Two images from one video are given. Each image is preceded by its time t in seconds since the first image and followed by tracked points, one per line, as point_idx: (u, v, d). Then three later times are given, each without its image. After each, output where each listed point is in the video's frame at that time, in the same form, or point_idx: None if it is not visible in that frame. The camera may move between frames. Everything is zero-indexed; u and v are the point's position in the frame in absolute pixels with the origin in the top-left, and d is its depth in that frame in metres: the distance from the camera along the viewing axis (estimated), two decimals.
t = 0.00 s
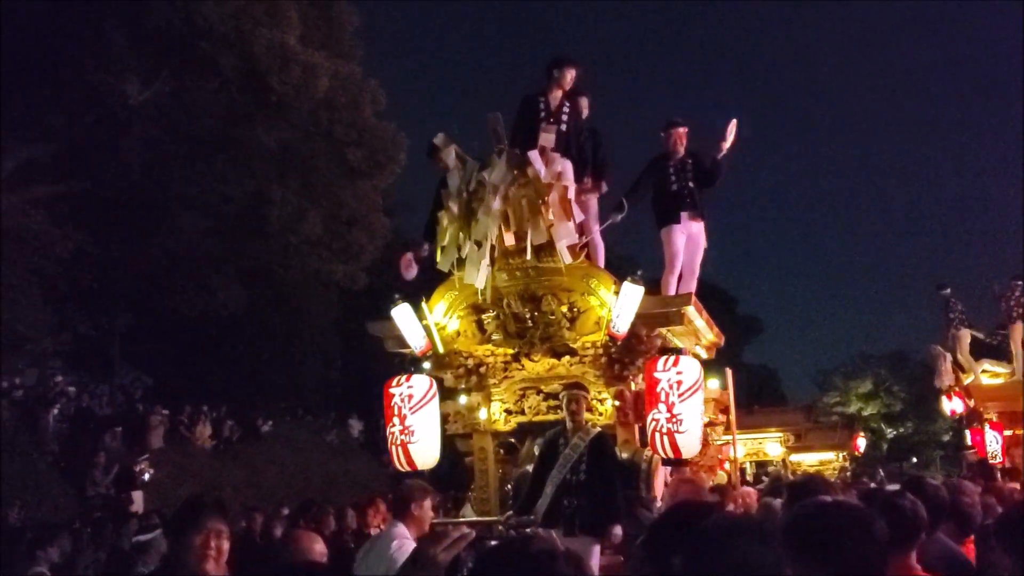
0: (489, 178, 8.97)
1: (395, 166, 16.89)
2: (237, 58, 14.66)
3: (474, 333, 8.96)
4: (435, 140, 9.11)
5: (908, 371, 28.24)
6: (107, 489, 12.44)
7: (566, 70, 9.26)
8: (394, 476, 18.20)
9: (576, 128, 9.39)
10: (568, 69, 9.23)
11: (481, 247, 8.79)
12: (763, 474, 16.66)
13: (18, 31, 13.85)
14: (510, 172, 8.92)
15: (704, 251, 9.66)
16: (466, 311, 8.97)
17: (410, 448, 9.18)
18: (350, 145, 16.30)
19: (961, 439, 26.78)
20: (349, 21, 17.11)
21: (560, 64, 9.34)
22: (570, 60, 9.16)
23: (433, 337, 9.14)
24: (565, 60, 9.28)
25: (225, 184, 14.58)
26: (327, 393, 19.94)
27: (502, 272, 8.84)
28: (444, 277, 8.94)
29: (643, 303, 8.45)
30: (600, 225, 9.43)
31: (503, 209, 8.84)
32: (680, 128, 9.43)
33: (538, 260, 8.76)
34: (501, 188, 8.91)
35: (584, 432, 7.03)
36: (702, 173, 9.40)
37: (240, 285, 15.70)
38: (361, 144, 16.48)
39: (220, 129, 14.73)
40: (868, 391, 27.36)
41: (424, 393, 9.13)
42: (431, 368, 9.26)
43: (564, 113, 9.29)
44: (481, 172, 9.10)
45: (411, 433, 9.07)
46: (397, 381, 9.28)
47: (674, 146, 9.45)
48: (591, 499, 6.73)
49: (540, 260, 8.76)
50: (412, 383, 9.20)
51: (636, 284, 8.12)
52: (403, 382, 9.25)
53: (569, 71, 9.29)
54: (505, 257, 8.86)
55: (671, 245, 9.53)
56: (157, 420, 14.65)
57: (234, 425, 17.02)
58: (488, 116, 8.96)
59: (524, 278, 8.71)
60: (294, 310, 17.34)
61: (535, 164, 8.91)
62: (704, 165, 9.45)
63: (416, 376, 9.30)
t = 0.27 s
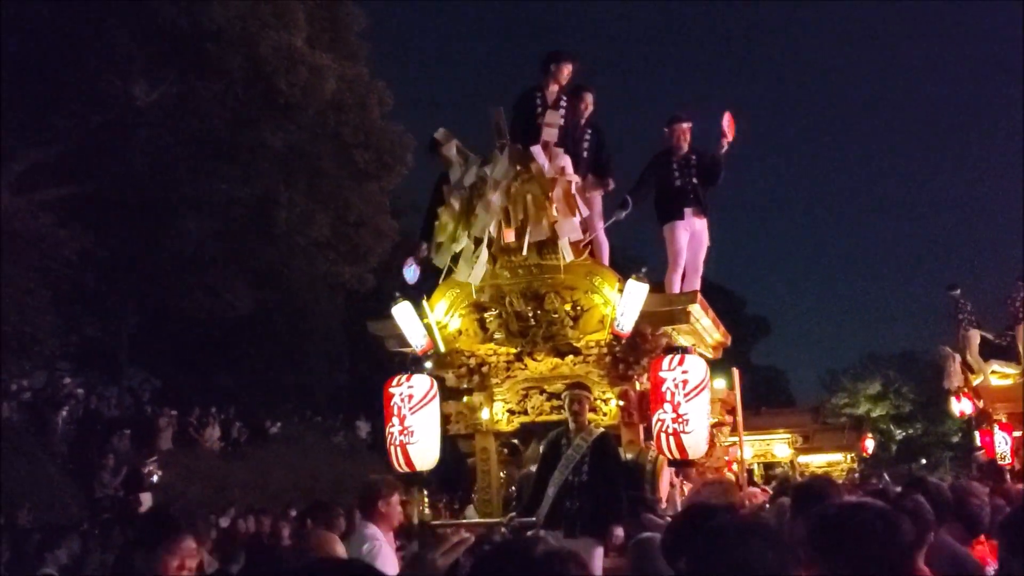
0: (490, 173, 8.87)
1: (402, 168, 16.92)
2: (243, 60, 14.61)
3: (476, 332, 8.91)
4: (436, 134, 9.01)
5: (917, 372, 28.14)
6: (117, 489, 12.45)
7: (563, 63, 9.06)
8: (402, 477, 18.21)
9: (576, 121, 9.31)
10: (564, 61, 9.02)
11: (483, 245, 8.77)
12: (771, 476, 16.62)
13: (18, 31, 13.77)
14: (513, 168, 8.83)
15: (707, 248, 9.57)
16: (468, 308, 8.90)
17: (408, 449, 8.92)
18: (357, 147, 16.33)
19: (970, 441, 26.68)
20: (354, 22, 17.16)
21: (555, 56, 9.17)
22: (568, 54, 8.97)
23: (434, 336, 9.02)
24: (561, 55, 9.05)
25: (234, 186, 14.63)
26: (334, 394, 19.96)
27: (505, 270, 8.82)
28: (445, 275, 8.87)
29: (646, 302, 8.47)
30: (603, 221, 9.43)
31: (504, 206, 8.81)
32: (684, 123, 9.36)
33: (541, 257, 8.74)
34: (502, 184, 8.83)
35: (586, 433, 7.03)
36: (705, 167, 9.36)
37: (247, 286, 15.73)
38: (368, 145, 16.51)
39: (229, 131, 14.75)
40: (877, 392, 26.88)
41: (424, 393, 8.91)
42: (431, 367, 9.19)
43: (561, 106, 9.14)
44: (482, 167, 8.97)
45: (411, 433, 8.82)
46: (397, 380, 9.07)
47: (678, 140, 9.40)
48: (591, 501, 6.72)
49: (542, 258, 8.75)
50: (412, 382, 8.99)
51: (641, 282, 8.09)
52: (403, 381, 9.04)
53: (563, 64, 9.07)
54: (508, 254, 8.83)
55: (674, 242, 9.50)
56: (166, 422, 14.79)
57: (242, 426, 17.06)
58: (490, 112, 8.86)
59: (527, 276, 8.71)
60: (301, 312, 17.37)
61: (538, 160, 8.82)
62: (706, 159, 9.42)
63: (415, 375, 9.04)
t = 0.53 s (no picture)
0: (498, 167, 9.20)
1: (411, 168, 16.97)
2: (252, 62, 14.88)
3: (483, 328, 9.16)
4: (444, 128, 9.34)
5: (928, 372, 28.04)
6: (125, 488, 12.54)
7: (558, 54, 9.43)
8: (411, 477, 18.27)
9: (580, 115, 9.50)
10: (560, 54, 9.37)
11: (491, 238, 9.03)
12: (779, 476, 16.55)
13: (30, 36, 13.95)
14: (520, 163, 9.14)
15: (712, 244, 9.66)
16: (475, 305, 9.14)
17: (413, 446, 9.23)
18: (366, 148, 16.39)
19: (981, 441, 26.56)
20: (363, 23, 17.20)
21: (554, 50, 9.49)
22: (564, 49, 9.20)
23: (439, 333, 9.22)
24: (556, 46, 9.43)
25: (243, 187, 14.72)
26: (344, 394, 20.05)
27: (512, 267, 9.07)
28: (452, 271, 9.12)
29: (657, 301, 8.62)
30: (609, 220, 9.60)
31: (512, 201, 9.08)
32: (690, 116, 9.41)
33: (548, 253, 9.00)
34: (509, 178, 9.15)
35: (591, 434, 7.05)
36: (709, 161, 9.46)
37: (257, 287, 15.82)
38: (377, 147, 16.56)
39: (238, 133, 14.85)
40: (887, 392, 26.84)
41: (429, 390, 9.22)
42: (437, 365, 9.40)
43: (560, 98, 9.40)
44: (489, 163, 9.31)
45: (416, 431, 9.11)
46: (402, 377, 9.34)
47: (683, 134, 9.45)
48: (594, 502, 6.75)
49: (550, 256, 9.00)
50: (418, 380, 9.26)
51: (652, 280, 8.21)
52: (409, 378, 9.29)
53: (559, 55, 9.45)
54: (516, 251, 9.09)
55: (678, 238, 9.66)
56: (176, 422, 14.97)
57: (252, 426, 17.16)
58: (496, 104, 9.10)
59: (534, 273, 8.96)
60: (310, 312, 17.43)
61: (547, 154, 9.05)
62: (710, 154, 9.48)
63: (420, 373, 9.36)
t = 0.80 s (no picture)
0: (500, 161, 8.88)
1: (419, 168, 16.91)
2: (261, 61, 14.77)
3: (481, 326, 8.81)
4: (442, 123, 9.02)
5: (939, 372, 27.91)
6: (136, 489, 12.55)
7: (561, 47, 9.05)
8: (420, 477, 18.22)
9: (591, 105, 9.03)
10: (563, 45, 9.01)
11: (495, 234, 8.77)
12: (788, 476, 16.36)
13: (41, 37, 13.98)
14: (522, 155, 8.77)
15: (719, 241, 9.38)
16: (473, 302, 8.79)
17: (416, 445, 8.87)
18: (374, 148, 16.35)
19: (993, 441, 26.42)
20: (372, 24, 17.21)
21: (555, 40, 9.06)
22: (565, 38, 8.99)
23: (437, 331, 8.89)
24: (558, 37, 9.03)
25: (252, 187, 14.70)
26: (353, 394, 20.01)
27: (511, 262, 8.68)
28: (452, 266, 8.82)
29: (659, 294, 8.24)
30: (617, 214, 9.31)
31: (516, 194, 8.78)
32: (698, 109, 9.16)
33: (548, 248, 8.60)
34: (512, 172, 8.83)
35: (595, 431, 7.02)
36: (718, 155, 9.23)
37: (266, 287, 15.79)
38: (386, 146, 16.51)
39: (247, 133, 14.81)
40: (897, 392, 26.70)
41: (431, 388, 8.86)
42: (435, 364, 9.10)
43: (565, 91, 9.11)
44: (491, 157, 8.99)
45: (419, 430, 8.75)
46: (402, 375, 9.00)
47: (691, 128, 9.23)
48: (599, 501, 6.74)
49: (550, 249, 8.60)
50: (418, 377, 8.92)
51: (652, 274, 7.92)
52: (409, 375, 8.98)
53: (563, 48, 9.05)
54: (516, 245, 8.69)
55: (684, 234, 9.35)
56: (185, 422, 14.88)
57: (262, 427, 17.14)
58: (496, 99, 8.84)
59: (534, 269, 8.56)
60: (319, 312, 17.42)
61: (548, 145, 8.70)
62: (718, 148, 9.29)
63: (421, 370, 8.96)
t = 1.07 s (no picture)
0: (501, 157, 8.77)
1: (427, 169, 16.93)
2: (270, 63, 14.93)
3: (485, 324, 8.77)
4: (442, 118, 8.85)
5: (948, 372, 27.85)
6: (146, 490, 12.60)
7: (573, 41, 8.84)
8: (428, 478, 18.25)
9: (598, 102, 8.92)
10: (575, 41, 8.81)
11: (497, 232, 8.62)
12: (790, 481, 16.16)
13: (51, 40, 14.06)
14: (524, 151, 8.75)
15: (726, 237, 9.34)
16: (477, 300, 8.76)
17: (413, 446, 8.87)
18: (383, 149, 16.37)
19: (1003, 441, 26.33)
20: (380, 26, 17.26)
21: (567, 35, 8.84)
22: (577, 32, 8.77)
23: (440, 328, 8.94)
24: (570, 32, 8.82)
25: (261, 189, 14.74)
26: (362, 395, 20.06)
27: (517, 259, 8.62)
28: (455, 265, 8.76)
29: (666, 292, 8.24)
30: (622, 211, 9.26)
31: (515, 191, 8.69)
32: (708, 104, 9.10)
33: (554, 244, 8.57)
34: (511, 168, 8.74)
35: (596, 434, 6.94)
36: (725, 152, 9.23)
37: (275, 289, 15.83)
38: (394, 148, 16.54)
39: (256, 134, 14.85)
40: (907, 392, 27.19)
41: (431, 389, 8.91)
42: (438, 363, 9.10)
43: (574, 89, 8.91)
44: (492, 153, 8.83)
45: (416, 431, 8.78)
46: (404, 375, 9.04)
47: (700, 124, 9.19)
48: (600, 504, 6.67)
49: (555, 247, 8.56)
50: (420, 378, 8.96)
51: (659, 272, 7.94)
52: (411, 376, 9.02)
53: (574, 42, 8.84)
54: (520, 243, 8.61)
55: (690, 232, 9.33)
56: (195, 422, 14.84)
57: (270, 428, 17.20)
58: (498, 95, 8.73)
59: (539, 266, 8.54)
60: (327, 314, 17.45)
61: (550, 143, 8.63)
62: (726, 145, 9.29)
63: (423, 370, 9.03)
